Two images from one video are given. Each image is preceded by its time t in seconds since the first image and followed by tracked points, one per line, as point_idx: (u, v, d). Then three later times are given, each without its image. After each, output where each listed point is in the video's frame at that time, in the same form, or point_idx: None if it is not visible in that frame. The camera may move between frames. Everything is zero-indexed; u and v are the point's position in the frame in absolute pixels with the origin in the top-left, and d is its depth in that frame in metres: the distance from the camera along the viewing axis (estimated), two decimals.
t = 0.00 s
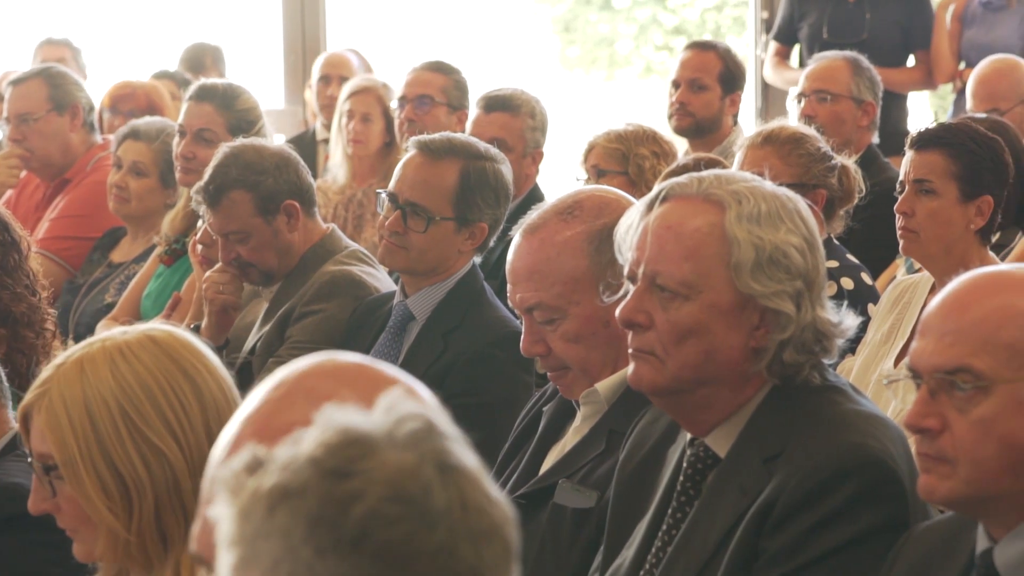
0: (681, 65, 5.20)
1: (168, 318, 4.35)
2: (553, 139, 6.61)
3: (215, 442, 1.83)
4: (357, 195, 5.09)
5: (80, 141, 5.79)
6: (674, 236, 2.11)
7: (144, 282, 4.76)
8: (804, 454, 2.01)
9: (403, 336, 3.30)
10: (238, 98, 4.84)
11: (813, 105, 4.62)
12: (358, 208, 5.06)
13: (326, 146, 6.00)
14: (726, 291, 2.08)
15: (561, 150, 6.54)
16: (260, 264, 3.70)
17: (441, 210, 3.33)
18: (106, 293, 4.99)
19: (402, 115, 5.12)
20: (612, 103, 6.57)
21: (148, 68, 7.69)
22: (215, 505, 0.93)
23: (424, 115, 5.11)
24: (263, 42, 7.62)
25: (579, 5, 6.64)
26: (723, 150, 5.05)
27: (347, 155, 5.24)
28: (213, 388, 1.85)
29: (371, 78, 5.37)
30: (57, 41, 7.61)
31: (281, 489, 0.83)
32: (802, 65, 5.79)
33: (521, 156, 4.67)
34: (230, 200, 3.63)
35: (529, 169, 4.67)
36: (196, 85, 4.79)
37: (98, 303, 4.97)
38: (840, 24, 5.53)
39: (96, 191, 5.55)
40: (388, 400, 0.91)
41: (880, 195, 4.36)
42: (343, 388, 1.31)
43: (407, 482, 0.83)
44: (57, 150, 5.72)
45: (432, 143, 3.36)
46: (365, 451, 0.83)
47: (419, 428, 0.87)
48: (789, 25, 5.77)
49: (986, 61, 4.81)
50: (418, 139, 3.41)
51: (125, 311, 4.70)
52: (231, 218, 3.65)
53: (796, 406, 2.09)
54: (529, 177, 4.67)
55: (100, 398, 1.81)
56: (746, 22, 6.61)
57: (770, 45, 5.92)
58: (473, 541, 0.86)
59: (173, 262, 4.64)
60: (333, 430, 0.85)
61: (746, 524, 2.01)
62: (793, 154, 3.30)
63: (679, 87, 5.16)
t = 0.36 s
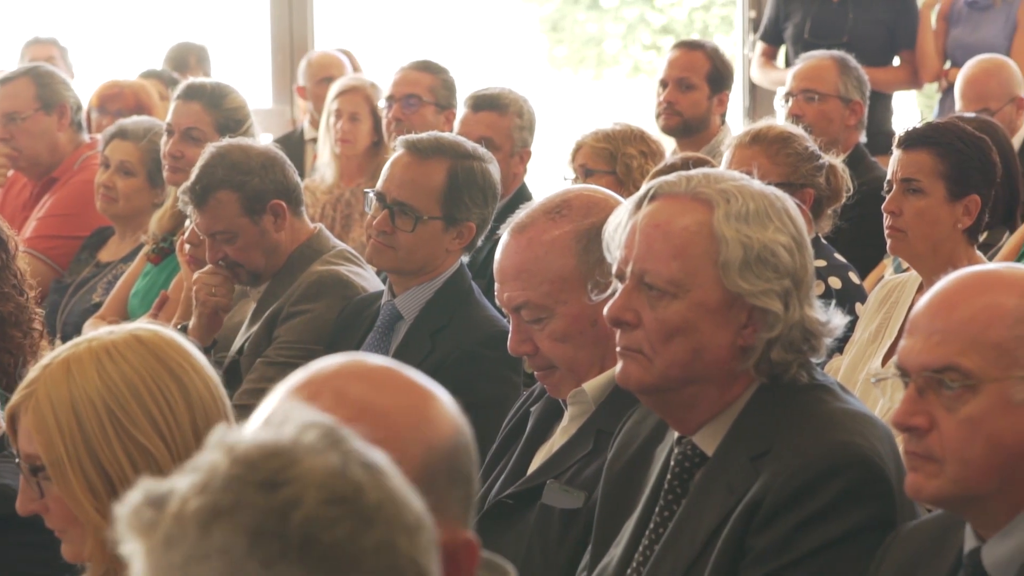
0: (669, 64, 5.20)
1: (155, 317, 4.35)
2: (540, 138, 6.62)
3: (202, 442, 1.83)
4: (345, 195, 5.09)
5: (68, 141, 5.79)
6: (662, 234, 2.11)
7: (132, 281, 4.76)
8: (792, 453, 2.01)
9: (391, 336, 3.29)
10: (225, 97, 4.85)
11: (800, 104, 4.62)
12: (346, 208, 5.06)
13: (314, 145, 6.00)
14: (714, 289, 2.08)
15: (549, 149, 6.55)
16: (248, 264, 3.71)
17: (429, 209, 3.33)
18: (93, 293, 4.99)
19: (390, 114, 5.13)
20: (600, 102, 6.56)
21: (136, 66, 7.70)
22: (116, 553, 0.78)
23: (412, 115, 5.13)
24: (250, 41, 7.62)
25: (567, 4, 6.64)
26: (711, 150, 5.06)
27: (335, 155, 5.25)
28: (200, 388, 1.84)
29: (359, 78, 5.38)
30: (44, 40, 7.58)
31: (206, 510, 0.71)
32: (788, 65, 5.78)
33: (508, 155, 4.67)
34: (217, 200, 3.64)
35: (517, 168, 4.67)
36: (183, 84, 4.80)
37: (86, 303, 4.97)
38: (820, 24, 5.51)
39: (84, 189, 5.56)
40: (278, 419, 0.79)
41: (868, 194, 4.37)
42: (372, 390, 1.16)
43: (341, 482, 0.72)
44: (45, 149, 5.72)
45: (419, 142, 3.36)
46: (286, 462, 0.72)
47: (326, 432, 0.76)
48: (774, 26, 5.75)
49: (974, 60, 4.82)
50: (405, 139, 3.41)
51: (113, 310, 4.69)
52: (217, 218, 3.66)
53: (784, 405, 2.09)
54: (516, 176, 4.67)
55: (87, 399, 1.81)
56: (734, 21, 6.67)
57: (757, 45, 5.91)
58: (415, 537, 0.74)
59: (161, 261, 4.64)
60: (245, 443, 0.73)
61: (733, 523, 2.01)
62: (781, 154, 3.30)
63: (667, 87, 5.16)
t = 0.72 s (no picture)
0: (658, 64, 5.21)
1: (143, 317, 4.35)
2: (528, 138, 6.63)
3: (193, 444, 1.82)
4: (334, 195, 5.08)
5: (56, 140, 5.79)
6: (649, 233, 2.11)
7: (119, 281, 4.76)
8: (778, 453, 2.01)
9: (379, 337, 3.29)
10: (213, 97, 4.85)
11: (788, 103, 4.61)
12: (334, 208, 5.05)
13: (302, 145, 6.01)
14: (700, 288, 2.09)
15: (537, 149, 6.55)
16: (236, 263, 3.72)
17: (417, 209, 3.33)
18: (81, 292, 5.00)
19: (378, 114, 5.15)
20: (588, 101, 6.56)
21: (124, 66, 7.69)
22: None
23: (399, 115, 5.20)
24: (239, 41, 7.62)
25: (555, 3, 6.62)
26: (699, 150, 5.08)
27: (323, 155, 5.25)
28: (191, 389, 1.83)
29: (346, 78, 5.38)
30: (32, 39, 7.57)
31: (129, 523, 0.69)
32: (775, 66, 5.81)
33: (496, 155, 4.67)
34: (205, 199, 3.64)
35: (505, 168, 4.67)
36: (171, 83, 4.80)
37: (73, 302, 4.97)
38: (797, 24, 5.52)
39: (72, 188, 5.55)
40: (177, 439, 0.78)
41: (856, 194, 4.38)
42: (343, 399, 1.12)
43: (256, 485, 0.71)
44: (32, 149, 5.73)
45: (407, 142, 3.37)
46: (199, 471, 0.71)
47: (236, 442, 0.75)
48: (757, 26, 5.76)
49: (962, 60, 4.83)
50: (393, 139, 3.41)
51: (101, 310, 4.70)
52: (205, 218, 3.66)
53: (772, 404, 2.09)
54: (504, 176, 4.68)
55: (78, 397, 1.81)
56: (721, 21, 6.72)
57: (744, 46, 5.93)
58: (331, 532, 0.73)
59: (148, 260, 4.64)
60: (158, 456, 0.72)
61: (720, 523, 2.01)
62: (769, 153, 3.30)
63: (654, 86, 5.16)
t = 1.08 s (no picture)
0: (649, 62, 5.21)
1: (133, 316, 4.36)
2: (518, 138, 6.62)
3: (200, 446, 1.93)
4: (324, 194, 5.09)
5: (46, 139, 5.79)
6: (638, 234, 2.11)
7: (109, 281, 4.76)
8: (767, 454, 2.01)
9: (369, 336, 3.29)
10: (205, 97, 4.85)
11: (779, 103, 4.61)
12: (324, 208, 5.05)
13: (292, 145, 6.02)
14: (690, 288, 2.09)
15: (527, 149, 6.56)
16: (227, 263, 3.72)
17: (407, 208, 3.33)
18: (71, 291, 5.01)
19: (368, 114, 5.16)
20: (577, 101, 6.58)
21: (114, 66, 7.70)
22: None
23: (389, 114, 5.15)
24: (230, 40, 7.60)
25: (545, 3, 6.68)
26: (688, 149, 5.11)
27: (314, 154, 5.26)
28: (202, 394, 1.94)
29: (337, 77, 5.39)
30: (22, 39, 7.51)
31: (93, 524, 0.69)
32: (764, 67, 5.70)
33: (486, 155, 4.68)
34: (196, 198, 3.64)
35: (495, 168, 4.68)
36: (162, 83, 4.79)
37: (63, 301, 4.97)
38: (782, 25, 5.46)
39: (62, 188, 5.56)
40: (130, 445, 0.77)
41: (846, 194, 4.38)
42: (300, 391, 1.11)
43: (217, 481, 0.71)
44: (23, 148, 5.73)
45: (396, 142, 3.36)
46: (162, 469, 0.71)
47: (195, 442, 0.75)
48: (745, 28, 5.68)
49: (952, 60, 4.83)
50: (383, 139, 3.41)
51: (91, 309, 4.71)
52: (197, 217, 3.66)
53: (762, 404, 2.09)
54: (495, 176, 4.68)
55: (97, 383, 1.88)
56: (712, 20, 6.79)
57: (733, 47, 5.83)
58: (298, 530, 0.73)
59: (139, 260, 4.64)
60: (120, 454, 0.72)
61: (710, 525, 2.01)
62: (759, 152, 3.30)
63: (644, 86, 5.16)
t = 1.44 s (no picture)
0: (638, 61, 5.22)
1: (121, 317, 4.36)
2: (507, 137, 6.62)
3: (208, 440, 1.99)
4: (312, 193, 5.14)
5: (33, 139, 5.79)
6: (628, 233, 2.11)
7: (98, 280, 4.77)
8: (757, 453, 2.00)
9: (357, 336, 3.29)
10: (193, 97, 4.85)
11: (768, 102, 4.61)
12: (313, 206, 5.10)
13: (280, 144, 6.02)
14: (679, 288, 2.08)
15: (516, 148, 6.57)
16: (215, 262, 3.73)
17: (395, 207, 3.34)
18: (59, 291, 5.01)
19: (357, 113, 5.16)
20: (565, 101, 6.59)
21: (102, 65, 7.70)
22: (56, 539, 0.86)
23: (377, 114, 5.14)
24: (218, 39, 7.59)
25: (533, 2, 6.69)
26: (676, 146, 5.12)
27: (302, 153, 5.26)
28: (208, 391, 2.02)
29: (326, 76, 5.39)
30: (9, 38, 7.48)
31: (115, 515, 0.77)
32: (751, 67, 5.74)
33: (475, 154, 4.68)
34: (184, 197, 3.66)
35: (484, 167, 4.68)
36: (151, 82, 4.79)
37: (51, 301, 4.97)
38: (769, 24, 5.47)
39: (49, 187, 5.56)
40: (213, 402, 0.84)
41: (834, 192, 4.38)
42: (277, 371, 1.21)
43: (238, 484, 0.76)
44: (10, 148, 5.73)
45: (385, 141, 3.38)
46: (189, 464, 0.77)
47: (247, 422, 0.80)
48: (733, 28, 5.71)
49: (941, 60, 4.83)
50: (371, 138, 3.42)
51: (79, 310, 4.71)
52: (185, 217, 3.67)
53: (753, 403, 2.09)
54: (483, 175, 4.68)
55: (115, 373, 1.93)
56: (701, 19, 6.79)
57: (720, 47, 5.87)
58: (319, 538, 0.79)
59: (127, 260, 4.64)
60: (157, 445, 0.78)
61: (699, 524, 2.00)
62: (748, 152, 3.30)
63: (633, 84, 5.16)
